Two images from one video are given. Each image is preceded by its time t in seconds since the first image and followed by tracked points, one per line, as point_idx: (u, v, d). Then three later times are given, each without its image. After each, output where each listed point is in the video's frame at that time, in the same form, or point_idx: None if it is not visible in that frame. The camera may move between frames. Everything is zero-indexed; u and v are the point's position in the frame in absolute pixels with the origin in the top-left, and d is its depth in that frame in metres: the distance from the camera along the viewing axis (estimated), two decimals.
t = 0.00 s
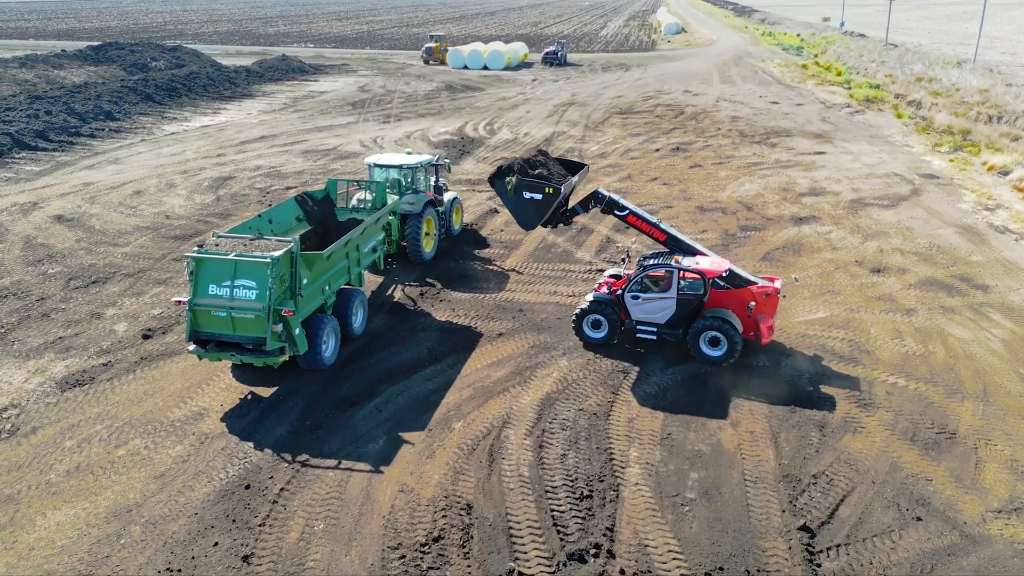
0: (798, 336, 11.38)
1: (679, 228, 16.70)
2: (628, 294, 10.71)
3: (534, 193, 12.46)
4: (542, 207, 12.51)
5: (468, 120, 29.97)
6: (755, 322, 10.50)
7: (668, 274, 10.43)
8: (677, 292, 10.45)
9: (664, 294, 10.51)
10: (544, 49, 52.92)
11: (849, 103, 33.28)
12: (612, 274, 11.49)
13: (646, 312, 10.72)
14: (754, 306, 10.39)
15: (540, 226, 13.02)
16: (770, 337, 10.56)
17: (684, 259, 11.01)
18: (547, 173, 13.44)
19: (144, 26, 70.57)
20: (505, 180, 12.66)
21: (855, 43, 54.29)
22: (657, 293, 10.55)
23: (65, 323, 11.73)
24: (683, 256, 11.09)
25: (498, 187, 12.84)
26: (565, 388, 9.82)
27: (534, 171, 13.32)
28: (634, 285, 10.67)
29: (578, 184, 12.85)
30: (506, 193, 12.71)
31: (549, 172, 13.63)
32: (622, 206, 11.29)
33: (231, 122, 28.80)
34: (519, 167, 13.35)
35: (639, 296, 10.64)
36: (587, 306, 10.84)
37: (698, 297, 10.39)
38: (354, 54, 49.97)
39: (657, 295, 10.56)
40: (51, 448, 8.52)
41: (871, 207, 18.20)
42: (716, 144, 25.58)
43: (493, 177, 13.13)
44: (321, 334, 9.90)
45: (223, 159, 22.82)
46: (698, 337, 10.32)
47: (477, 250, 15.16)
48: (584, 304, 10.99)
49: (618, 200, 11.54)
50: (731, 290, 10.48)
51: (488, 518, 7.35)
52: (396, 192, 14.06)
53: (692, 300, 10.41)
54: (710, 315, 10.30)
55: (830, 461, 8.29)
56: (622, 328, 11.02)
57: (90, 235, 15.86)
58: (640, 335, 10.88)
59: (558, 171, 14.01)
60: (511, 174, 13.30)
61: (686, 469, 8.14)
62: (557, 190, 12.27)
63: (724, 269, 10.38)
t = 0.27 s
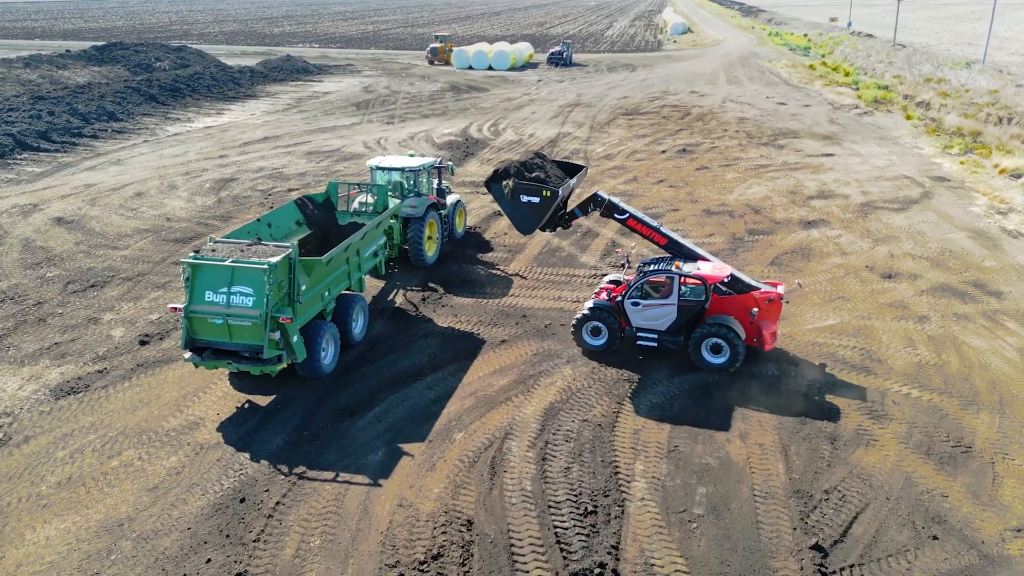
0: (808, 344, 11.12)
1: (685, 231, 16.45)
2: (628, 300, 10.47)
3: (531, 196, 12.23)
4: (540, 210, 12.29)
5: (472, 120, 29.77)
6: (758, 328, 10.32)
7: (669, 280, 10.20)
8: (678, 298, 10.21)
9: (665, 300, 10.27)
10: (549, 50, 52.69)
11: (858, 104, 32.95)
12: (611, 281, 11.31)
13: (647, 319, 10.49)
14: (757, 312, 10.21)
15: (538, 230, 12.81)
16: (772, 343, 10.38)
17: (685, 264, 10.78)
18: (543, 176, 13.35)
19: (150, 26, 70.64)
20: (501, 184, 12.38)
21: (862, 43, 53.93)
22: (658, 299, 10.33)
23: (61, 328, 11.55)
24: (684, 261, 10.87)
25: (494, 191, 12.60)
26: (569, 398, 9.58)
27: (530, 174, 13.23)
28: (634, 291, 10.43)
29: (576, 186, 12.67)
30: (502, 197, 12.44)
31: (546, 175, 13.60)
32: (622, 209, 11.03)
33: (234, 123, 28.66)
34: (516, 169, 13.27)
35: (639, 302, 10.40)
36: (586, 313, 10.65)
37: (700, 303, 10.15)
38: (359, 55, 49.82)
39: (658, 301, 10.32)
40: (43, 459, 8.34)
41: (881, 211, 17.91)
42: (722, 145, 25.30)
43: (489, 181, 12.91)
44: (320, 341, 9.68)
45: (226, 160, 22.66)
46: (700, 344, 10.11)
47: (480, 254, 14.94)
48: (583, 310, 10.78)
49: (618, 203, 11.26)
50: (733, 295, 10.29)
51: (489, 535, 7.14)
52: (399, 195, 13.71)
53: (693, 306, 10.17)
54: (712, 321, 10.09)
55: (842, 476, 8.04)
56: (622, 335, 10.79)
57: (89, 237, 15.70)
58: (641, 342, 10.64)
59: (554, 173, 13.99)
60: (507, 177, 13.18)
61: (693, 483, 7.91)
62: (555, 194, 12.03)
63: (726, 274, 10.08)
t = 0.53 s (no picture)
0: (821, 353, 10.82)
1: (693, 235, 16.16)
2: (628, 307, 10.22)
3: (527, 200, 12.00)
4: (536, 214, 12.06)
5: (478, 121, 29.55)
6: (760, 336, 10.11)
7: (669, 287, 9.94)
8: (678, 305, 9.97)
9: (665, 307, 10.03)
10: (555, 50, 52.38)
11: (867, 105, 32.58)
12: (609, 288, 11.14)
13: (647, 327, 10.24)
14: (759, 319, 9.99)
15: (535, 234, 12.57)
16: (775, 350, 10.23)
17: (685, 270, 10.49)
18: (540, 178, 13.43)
19: (157, 26, 70.70)
20: (497, 188, 12.20)
21: (871, 43, 53.46)
22: (658, 306, 10.07)
23: (57, 334, 11.36)
24: (684, 267, 10.59)
25: (490, 195, 12.40)
26: (574, 409, 9.33)
27: (526, 178, 13.39)
28: (633, 298, 10.19)
29: (572, 189, 12.41)
30: (498, 201, 12.25)
31: (544, 178, 13.70)
32: (621, 213, 10.78)
33: (238, 124, 28.49)
34: (512, 172, 13.52)
35: (639, 309, 10.15)
36: (584, 321, 10.41)
37: (700, 311, 9.91)
38: (365, 55, 49.63)
39: (658, 309, 10.08)
40: (34, 471, 8.13)
41: (892, 214, 17.59)
42: (730, 147, 24.98)
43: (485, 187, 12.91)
44: (319, 349, 9.46)
45: (229, 161, 22.49)
46: (701, 352, 9.89)
47: (484, 258, 14.70)
48: (582, 318, 10.54)
49: (617, 207, 11.03)
50: (734, 302, 10.05)
51: (490, 555, 6.89)
52: (401, 199, 13.50)
53: (694, 313, 9.93)
54: (714, 329, 9.84)
55: (857, 493, 7.76)
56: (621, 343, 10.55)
57: (89, 240, 15.52)
58: (641, 350, 10.39)
59: (551, 176, 14.02)
60: (502, 181, 13.47)
61: (703, 501, 7.64)
62: (552, 198, 11.81)
63: (727, 281, 9.88)
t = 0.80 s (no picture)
0: (832, 362, 10.56)
1: (700, 239, 15.91)
2: (628, 314, 10.00)
3: (526, 203, 11.81)
4: (535, 217, 11.86)
5: (483, 122, 29.36)
6: (763, 344, 9.88)
7: (669, 294, 9.73)
8: (679, 312, 9.73)
9: (665, 314, 9.81)
10: (562, 50, 52.14)
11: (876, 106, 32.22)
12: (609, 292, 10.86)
13: (647, 334, 10.01)
14: (762, 328, 9.75)
15: (533, 236, 12.39)
16: (778, 359, 9.94)
17: (686, 276, 10.24)
18: (539, 181, 13.44)
19: (163, 26, 70.80)
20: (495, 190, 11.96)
21: (879, 44, 53.03)
22: (658, 313, 9.86)
23: (54, 339, 11.19)
24: (685, 273, 10.34)
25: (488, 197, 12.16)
26: (579, 420, 9.10)
27: (525, 180, 13.41)
28: (633, 304, 9.95)
29: (572, 191, 12.15)
30: (496, 204, 12.06)
31: (543, 179, 13.70)
32: (622, 217, 10.52)
33: (242, 125, 28.34)
34: (510, 174, 13.50)
35: (639, 316, 9.93)
36: (583, 328, 10.23)
37: (701, 318, 9.68)
38: (371, 55, 49.45)
39: (658, 316, 9.85)
40: (26, 483, 7.96)
41: (903, 219, 17.29)
42: (738, 149, 24.71)
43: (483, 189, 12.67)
44: (318, 357, 9.25)
45: (232, 163, 22.34)
46: (702, 361, 9.66)
47: (487, 263, 14.48)
48: (580, 325, 10.34)
49: (618, 210, 10.78)
50: (736, 309, 9.82)
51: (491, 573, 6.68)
52: (404, 202, 13.43)
53: (695, 321, 9.70)
54: (716, 337, 9.62)
55: (871, 511, 7.53)
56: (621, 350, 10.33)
57: (90, 243, 15.38)
58: (640, 358, 10.16)
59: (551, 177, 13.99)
60: (501, 183, 13.47)
61: (711, 517, 7.41)
62: (551, 200, 11.59)
63: (730, 288, 9.62)
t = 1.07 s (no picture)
0: (843, 372, 10.30)
1: (708, 244, 15.65)
2: (628, 321, 9.79)
3: (526, 205, 11.61)
4: (535, 219, 11.64)
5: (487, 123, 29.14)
6: (765, 352, 9.64)
7: (671, 301, 9.53)
8: (680, 320, 9.54)
9: (666, 322, 9.60)
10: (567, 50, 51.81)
11: (885, 108, 31.87)
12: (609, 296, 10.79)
13: (647, 342, 9.80)
14: (765, 336, 9.52)
15: (533, 239, 12.16)
16: (781, 368, 9.70)
17: (689, 282, 9.99)
18: (537, 182, 13.26)
19: (170, 27, 70.90)
20: (494, 192, 11.76)
21: (888, 44, 52.56)
22: (658, 320, 9.63)
23: (51, 345, 11.03)
24: (688, 279, 10.08)
25: (488, 199, 11.96)
26: (584, 431, 8.87)
27: (524, 181, 13.25)
28: (633, 311, 9.75)
29: (573, 194, 11.93)
30: (495, 205, 11.84)
31: (542, 180, 13.55)
32: (623, 220, 10.31)
33: (245, 126, 28.20)
34: (509, 175, 13.41)
35: (639, 323, 9.72)
36: (581, 334, 9.97)
37: (703, 326, 9.50)
38: (376, 56, 49.31)
39: (659, 323, 9.64)
40: (17, 495, 7.78)
41: (914, 222, 17.01)
42: (746, 151, 24.43)
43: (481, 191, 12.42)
44: (318, 366, 9.06)
45: (235, 165, 22.18)
46: (703, 369, 9.39)
47: (491, 267, 14.27)
48: (579, 331, 10.10)
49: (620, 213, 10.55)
50: (739, 317, 9.57)
51: None
52: (406, 206, 13.22)
53: (697, 328, 9.51)
54: (718, 344, 9.37)
55: (886, 529, 7.29)
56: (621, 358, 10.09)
57: (89, 246, 15.22)
58: (640, 366, 9.94)
59: (550, 179, 13.83)
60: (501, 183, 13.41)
61: (720, 535, 7.18)
62: (551, 202, 11.39)
63: (732, 295, 9.47)
